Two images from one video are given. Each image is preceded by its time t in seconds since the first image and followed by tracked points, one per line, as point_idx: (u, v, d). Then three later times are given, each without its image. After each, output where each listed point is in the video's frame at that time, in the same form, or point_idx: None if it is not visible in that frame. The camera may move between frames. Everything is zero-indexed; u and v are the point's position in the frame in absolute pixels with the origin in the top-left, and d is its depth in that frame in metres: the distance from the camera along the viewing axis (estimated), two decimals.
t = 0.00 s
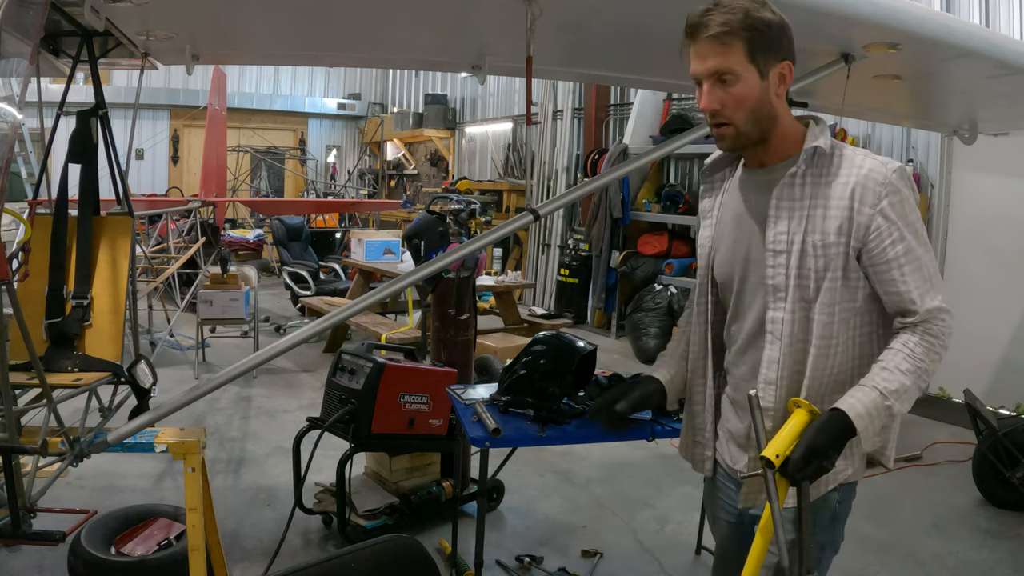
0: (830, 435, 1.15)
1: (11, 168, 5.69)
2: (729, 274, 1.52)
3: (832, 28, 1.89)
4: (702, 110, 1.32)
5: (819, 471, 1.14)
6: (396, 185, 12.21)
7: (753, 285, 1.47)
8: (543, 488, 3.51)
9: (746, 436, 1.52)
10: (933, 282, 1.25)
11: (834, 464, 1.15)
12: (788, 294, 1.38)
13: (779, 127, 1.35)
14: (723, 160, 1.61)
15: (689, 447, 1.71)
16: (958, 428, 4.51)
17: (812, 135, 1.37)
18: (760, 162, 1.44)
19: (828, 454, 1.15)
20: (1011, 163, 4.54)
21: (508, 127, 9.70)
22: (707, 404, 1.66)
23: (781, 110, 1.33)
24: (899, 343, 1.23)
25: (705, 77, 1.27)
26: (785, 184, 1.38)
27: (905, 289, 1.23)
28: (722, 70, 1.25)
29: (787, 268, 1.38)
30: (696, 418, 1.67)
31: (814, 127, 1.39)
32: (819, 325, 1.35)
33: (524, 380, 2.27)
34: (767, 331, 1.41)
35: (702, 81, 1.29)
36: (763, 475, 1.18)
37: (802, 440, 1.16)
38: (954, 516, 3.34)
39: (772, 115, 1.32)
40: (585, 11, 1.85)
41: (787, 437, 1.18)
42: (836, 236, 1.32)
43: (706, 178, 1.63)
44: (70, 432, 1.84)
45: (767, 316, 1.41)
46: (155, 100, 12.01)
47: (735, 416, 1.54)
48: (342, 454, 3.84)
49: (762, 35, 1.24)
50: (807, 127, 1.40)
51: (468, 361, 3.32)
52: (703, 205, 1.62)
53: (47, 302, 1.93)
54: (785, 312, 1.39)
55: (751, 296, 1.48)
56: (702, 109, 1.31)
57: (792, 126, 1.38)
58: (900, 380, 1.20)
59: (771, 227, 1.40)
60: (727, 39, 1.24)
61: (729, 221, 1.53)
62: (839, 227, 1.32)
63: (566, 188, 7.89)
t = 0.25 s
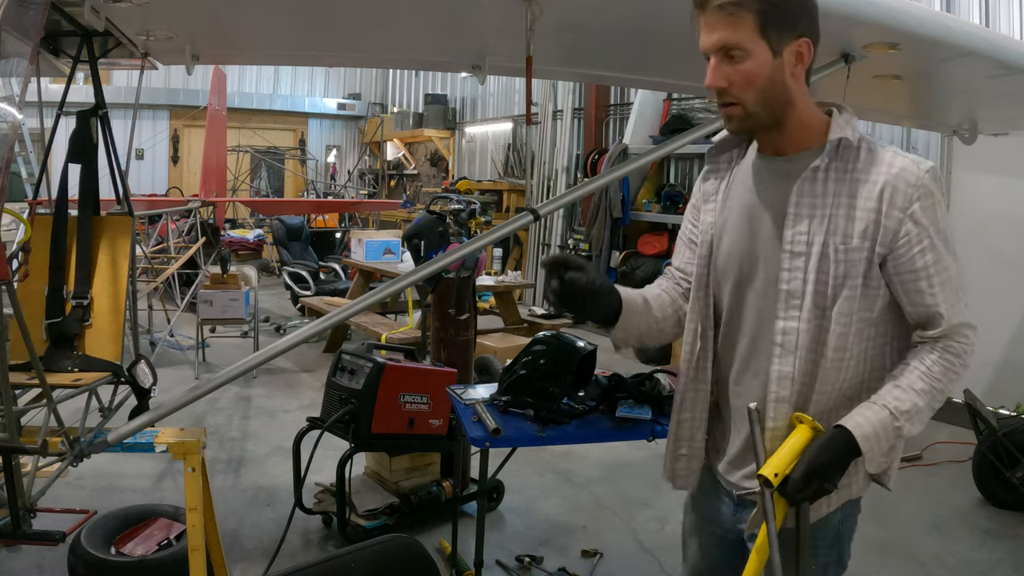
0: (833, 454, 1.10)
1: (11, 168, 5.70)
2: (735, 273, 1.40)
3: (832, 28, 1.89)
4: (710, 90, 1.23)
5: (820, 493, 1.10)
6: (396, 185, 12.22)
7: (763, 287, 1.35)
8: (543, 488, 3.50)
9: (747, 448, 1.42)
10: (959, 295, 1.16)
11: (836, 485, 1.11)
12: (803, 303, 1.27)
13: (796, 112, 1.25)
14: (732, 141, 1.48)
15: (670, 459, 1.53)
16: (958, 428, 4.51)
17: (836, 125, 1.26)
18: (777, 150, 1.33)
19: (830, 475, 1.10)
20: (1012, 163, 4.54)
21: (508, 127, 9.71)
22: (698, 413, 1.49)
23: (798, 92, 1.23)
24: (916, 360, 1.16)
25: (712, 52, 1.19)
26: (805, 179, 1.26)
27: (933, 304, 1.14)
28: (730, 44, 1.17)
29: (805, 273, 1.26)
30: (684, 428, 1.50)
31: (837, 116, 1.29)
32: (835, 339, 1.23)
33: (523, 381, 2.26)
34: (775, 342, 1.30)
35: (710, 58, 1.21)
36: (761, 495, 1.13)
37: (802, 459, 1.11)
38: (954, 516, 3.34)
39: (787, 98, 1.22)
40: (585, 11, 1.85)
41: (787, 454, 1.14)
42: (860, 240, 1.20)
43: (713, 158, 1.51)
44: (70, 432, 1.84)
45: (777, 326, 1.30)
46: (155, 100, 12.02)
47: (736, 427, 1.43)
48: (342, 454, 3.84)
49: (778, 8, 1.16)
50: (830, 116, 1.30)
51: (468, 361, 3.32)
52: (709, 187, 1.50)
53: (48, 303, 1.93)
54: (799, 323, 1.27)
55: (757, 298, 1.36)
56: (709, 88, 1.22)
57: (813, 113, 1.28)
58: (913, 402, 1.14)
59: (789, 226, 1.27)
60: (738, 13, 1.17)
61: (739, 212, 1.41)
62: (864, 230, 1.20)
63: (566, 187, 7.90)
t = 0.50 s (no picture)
0: (819, 473, 1.08)
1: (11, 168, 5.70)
2: (723, 268, 1.34)
3: (832, 28, 1.88)
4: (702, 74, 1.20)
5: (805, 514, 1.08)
6: (396, 185, 12.22)
7: (752, 286, 1.29)
8: (543, 488, 3.50)
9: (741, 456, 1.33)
10: (965, 303, 1.10)
11: (823, 505, 1.08)
12: (797, 304, 1.22)
13: (797, 100, 1.19)
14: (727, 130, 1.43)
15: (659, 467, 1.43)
16: (958, 428, 4.51)
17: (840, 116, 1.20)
18: (775, 141, 1.27)
19: (817, 496, 1.08)
20: (1012, 163, 4.54)
21: (508, 127, 9.72)
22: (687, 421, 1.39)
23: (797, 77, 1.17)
24: (916, 372, 1.10)
25: (704, 34, 1.16)
26: (801, 172, 1.22)
27: (935, 311, 1.08)
28: (722, 25, 1.13)
29: (800, 272, 1.21)
30: (671, 433, 1.40)
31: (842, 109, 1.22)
32: (831, 344, 1.18)
33: (523, 381, 2.25)
34: (767, 346, 1.25)
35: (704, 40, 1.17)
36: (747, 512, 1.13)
37: (787, 479, 1.09)
38: (954, 516, 3.34)
39: (785, 84, 1.17)
40: (585, 11, 1.85)
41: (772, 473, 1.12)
42: (858, 238, 1.15)
43: (707, 148, 1.47)
44: (70, 432, 1.84)
45: (769, 329, 1.24)
46: (155, 100, 12.02)
47: (724, 435, 1.35)
48: (342, 454, 3.84)
49: None
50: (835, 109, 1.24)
51: (468, 362, 3.32)
52: (702, 176, 1.46)
53: (48, 303, 1.93)
54: (793, 326, 1.22)
55: (748, 297, 1.30)
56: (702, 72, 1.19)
57: (815, 103, 1.22)
58: (910, 417, 1.09)
59: (786, 221, 1.23)
60: None
61: (729, 203, 1.34)
62: (863, 227, 1.15)
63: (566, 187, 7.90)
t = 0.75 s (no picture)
0: (804, 468, 1.04)
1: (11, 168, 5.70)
2: (694, 265, 1.31)
3: (832, 28, 1.89)
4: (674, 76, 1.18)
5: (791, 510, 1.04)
6: (396, 185, 12.22)
7: (725, 284, 1.27)
8: (543, 488, 3.50)
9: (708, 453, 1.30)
10: (937, 298, 1.10)
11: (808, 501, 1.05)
12: (775, 300, 1.20)
13: (768, 100, 1.19)
14: (695, 130, 1.40)
15: (626, 469, 1.41)
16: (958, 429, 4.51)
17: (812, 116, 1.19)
18: (746, 139, 1.26)
19: (802, 490, 1.04)
20: (1012, 163, 4.54)
21: (508, 127, 9.71)
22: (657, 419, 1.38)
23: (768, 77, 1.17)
24: (892, 366, 1.09)
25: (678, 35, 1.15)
26: (778, 170, 1.21)
27: (910, 305, 1.08)
28: (695, 26, 1.12)
29: (777, 267, 1.20)
30: (642, 433, 1.39)
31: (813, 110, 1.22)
32: (809, 340, 1.16)
33: (523, 381, 2.25)
34: (744, 343, 1.22)
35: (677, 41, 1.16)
36: (729, 514, 1.08)
37: (772, 475, 1.05)
38: (955, 516, 3.34)
39: (758, 83, 1.16)
40: (585, 11, 1.85)
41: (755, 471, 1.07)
42: (835, 233, 1.14)
43: (673, 148, 1.44)
44: (70, 432, 1.84)
45: (747, 325, 1.22)
46: (155, 100, 12.01)
47: (689, 434, 1.32)
48: (342, 454, 3.84)
49: None
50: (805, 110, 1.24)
51: (468, 361, 3.32)
52: (667, 177, 1.43)
53: (48, 303, 1.93)
54: (771, 322, 1.20)
55: (722, 295, 1.28)
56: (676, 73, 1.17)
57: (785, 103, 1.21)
58: (890, 409, 1.06)
59: (762, 218, 1.22)
60: None
61: (700, 201, 1.32)
62: (839, 223, 1.14)
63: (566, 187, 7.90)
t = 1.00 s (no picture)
0: (786, 446, 0.99)
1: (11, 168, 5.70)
2: (654, 261, 1.20)
3: (832, 28, 1.89)
4: (659, 71, 1.11)
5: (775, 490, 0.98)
6: (396, 185, 12.22)
7: (687, 275, 1.18)
8: (543, 488, 3.50)
9: (677, 449, 1.20)
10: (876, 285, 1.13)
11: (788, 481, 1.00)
12: (743, 286, 1.12)
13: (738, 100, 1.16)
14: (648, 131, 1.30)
15: (575, 474, 1.29)
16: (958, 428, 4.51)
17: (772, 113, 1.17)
18: (705, 138, 1.20)
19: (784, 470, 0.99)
20: (1012, 163, 4.54)
21: (508, 127, 9.72)
22: (604, 422, 1.26)
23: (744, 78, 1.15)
24: (838, 349, 1.11)
25: (671, 29, 1.08)
26: (742, 161, 1.14)
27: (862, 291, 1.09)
28: (690, 21, 1.07)
29: (745, 254, 1.12)
30: (589, 434, 1.27)
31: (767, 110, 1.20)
32: (777, 324, 1.12)
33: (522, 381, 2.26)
34: (714, 329, 1.14)
35: (666, 36, 1.10)
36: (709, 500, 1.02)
37: (754, 455, 0.99)
38: (955, 516, 3.34)
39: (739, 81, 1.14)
40: (585, 11, 1.85)
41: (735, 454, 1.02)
42: (801, 220, 1.10)
43: (622, 150, 1.31)
44: (70, 432, 1.84)
45: (716, 311, 1.13)
46: (155, 100, 12.02)
47: (647, 431, 1.23)
48: (342, 454, 3.84)
49: None
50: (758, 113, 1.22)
51: (468, 361, 3.32)
52: (618, 179, 1.29)
53: (48, 303, 1.93)
54: (741, 307, 1.12)
55: (684, 285, 1.18)
56: (664, 67, 1.10)
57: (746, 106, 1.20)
58: (845, 388, 1.07)
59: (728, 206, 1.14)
60: None
61: (655, 196, 1.22)
62: (804, 211, 1.10)
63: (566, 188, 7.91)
